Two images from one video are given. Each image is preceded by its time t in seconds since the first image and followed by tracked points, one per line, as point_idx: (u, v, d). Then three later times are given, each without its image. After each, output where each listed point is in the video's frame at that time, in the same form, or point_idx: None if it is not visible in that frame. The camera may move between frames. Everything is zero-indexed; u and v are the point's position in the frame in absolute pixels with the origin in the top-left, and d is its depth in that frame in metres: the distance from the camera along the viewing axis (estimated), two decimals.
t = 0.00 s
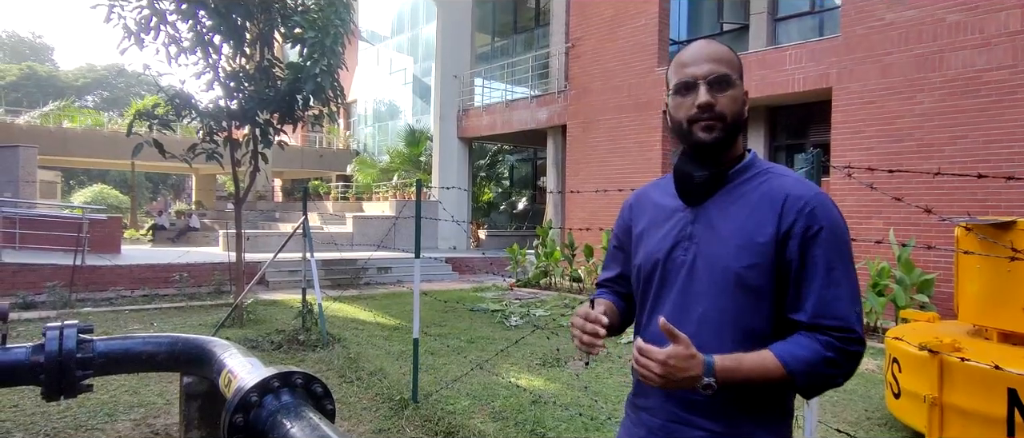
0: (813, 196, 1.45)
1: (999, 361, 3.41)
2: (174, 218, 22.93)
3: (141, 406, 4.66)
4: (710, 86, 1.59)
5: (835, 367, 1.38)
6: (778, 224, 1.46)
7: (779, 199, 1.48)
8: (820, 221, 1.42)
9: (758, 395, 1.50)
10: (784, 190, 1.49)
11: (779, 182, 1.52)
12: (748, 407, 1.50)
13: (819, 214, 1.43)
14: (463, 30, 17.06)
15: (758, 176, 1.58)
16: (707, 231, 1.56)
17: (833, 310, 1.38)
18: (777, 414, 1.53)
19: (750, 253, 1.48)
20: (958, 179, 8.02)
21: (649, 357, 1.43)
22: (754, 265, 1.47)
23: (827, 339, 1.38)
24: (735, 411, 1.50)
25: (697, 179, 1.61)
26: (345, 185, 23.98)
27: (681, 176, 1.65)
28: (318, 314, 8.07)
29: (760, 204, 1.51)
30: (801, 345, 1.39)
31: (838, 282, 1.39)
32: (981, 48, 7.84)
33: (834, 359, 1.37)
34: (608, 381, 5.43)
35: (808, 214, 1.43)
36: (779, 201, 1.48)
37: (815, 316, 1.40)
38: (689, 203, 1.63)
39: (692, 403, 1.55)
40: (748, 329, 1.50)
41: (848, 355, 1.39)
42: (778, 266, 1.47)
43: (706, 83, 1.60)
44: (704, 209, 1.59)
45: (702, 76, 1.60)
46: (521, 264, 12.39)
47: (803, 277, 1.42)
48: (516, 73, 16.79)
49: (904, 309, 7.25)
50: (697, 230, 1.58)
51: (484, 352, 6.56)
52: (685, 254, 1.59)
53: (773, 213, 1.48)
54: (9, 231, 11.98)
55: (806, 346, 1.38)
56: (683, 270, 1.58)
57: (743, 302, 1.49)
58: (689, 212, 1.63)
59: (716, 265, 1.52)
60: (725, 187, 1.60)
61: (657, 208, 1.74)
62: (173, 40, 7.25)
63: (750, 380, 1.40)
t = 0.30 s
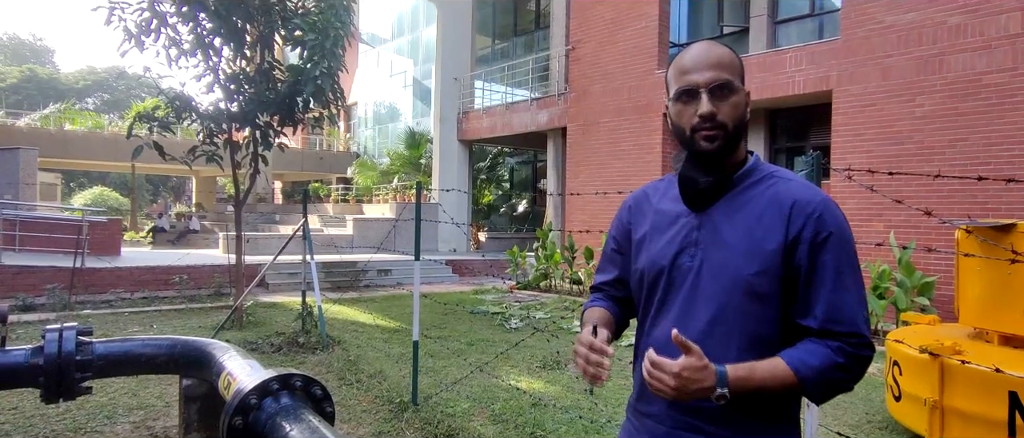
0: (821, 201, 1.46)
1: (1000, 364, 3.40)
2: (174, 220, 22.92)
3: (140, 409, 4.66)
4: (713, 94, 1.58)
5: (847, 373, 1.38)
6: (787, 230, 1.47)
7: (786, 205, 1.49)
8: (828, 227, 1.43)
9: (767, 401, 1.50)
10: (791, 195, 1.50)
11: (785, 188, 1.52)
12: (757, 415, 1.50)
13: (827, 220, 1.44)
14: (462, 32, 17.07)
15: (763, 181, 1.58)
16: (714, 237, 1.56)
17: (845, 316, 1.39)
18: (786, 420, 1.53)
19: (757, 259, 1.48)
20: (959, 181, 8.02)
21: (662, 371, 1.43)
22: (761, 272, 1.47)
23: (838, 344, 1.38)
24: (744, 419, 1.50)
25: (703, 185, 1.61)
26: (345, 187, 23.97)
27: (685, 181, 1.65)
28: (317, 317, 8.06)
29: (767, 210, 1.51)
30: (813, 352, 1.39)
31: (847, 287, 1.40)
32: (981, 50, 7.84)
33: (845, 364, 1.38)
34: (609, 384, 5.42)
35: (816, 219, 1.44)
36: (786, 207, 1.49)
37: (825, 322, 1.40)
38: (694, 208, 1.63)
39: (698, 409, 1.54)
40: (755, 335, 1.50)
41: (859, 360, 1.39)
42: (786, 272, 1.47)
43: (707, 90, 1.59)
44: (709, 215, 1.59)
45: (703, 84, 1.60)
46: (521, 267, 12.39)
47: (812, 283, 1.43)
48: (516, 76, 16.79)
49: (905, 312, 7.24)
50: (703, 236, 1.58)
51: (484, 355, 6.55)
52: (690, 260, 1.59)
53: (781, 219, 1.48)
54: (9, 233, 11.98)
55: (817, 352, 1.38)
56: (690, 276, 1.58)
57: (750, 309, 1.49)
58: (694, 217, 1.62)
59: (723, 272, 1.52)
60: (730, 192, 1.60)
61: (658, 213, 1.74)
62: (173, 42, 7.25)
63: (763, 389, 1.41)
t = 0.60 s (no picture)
0: (822, 209, 1.46)
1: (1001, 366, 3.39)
2: (174, 222, 22.91)
3: (140, 410, 4.65)
4: (708, 105, 1.57)
5: (847, 383, 1.39)
6: (787, 238, 1.47)
7: (786, 213, 1.49)
8: (828, 236, 1.42)
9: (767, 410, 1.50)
10: (792, 203, 1.49)
11: (786, 194, 1.52)
12: (757, 424, 1.50)
13: (828, 228, 1.43)
14: (462, 34, 17.09)
15: (765, 187, 1.57)
16: (713, 244, 1.57)
17: (845, 326, 1.38)
18: (787, 426, 1.54)
19: (756, 267, 1.48)
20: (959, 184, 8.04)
21: (658, 381, 1.43)
22: (761, 280, 1.47)
23: (839, 355, 1.38)
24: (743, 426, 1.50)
25: (702, 191, 1.61)
26: (345, 189, 23.96)
27: (684, 187, 1.65)
28: (317, 319, 8.05)
29: (767, 218, 1.51)
30: (813, 364, 1.38)
31: (849, 297, 1.40)
32: (981, 53, 7.85)
33: (846, 375, 1.38)
34: (609, 386, 5.42)
35: (817, 228, 1.44)
36: (786, 214, 1.49)
37: (825, 332, 1.40)
38: (693, 214, 1.63)
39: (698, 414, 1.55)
40: (754, 342, 1.50)
41: (860, 370, 1.39)
42: (786, 280, 1.47)
43: (702, 100, 1.58)
44: (709, 221, 1.59)
45: (697, 94, 1.59)
46: (521, 269, 12.38)
47: (812, 292, 1.43)
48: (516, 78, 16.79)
49: (905, 314, 7.24)
50: (703, 243, 1.58)
51: (484, 356, 6.55)
52: (690, 266, 1.59)
53: (781, 226, 1.48)
54: (8, 235, 11.97)
55: (818, 363, 1.38)
56: (689, 283, 1.59)
57: (750, 316, 1.49)
58: (693, 224, 1.62)
59: (723, 280, 1.52)
60: (730, 198, 1.60)
61: (659, 217, 1.74)
62: (174, 44, 7.25)
63: (762, 399, 1.41)
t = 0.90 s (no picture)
0: (817, 215, 1.45)
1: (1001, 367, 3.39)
2: (175, 224, 22.94)
3: (141, 412, 4.66)
4: (686, 117, 1.57)
5: (837, 391, 1.39)
6: (779, 244, 1.47)
7: (779, 219, 1.48)
8: (822, 242, 1.42)
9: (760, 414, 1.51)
10: (785, 208, 1.49)
11: (782, 199, 1.52)
12: (750, 428, 1.51)
13: (821, 236, 1.42)
14: (463, 35, 17.12)
15: (762, 190, 1.57)
16: (708, 246, 1.58)
17: (837, 336, 1.38)
18: (784, 431, 1.55)
19: (750, 270, 1.49)
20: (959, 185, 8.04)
21: (643, 383, 1.46)
22: (753, 284, 1.48)
23: (828, 364, 1.39)
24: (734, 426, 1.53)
25: (696, 194, 1.62)
26: (346, 190, 23.98)
27: (678, 189, 1.66)
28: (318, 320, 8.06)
29: (761, 222, 1.51)
30: (802, 372, 1.39)
31: (841, 305, 1.39)
32: (981, 54, 7.85)
33: (836, 383, 1.38)
34: (609, 388, 5.42)
35: (809, 235, 1.43)
36: (780, 220, 1.49)
37: (815, 340, 1.40)
38: (686, 217, 1.64)
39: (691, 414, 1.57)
40: (749, 344, 1.51)
41: (851, 380, 1.40)
42: (779, 285, 1.48)
43: (677, 114, 1.58)
44: (703, 223, 1.61)
45: (670, 109, 1.59)
46: (522, 270, 12.39)
47: (805, 299, 1.43)
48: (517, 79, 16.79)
49: (906, 315, 7.24)
50: (697, 245, 1.60)
51: (485, 358, 6.56)
52: (685, 267, 1.61)
53: (773, 231, 1.48)
54: (10, 236, 12.00)
55: (808, 371, 1.39)
56: (684, 284, 1.61)
57: (742, 320, 1.50)
58: (689, 226, 1.64)
59: (716, 282, 1.53)
60: (726, 200, 1.60)
61: (659, 218, 1.76)
62: (175, 46, 7.27)
63: (750, 405, 1.42)
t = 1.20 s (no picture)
0: (803, 213, 1.45)
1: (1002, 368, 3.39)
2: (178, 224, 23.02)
3: (144, 411, 4.67)
4: (676, 121, 1.57)
5: (820, 391, 1.38)
6: (764, 241, 1.48)
7: (766, 216, 1.49)
8: (805, 240, 1.41)
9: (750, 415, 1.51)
10: (772, 206, 1.49)
11: (771, 198, 1.52)
12: (739, 426, 1.51)
13: (806, 233, 1.42)
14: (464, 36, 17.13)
15: (754, 187, 1.58)
16: (698, 244, 1.60)
17: (819, 334, 1.38)
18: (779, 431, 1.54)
19: (736, 267, 1.50)
20: (961, 185, 8.03)
21: (626, 374, 1.50)
22: (739, 281, 1.49)
23: (812, 362, 1.38)
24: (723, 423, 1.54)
25: (685, 192, 1.64)
26: (348, 191, 23.99)
27: (670, 189, 1.68)
28: (320, 320, 8.07)
29: (748, 220, 1.52)
30: (785, 369, 1.39)
31: (825, 302, 1.39)
32: (983, 54, 7.84)
33: (820, 383, 1.38)
34: (610, 388, 5.42)
35: (794, 231, 1.43)
36: (765, 217, 1.49)
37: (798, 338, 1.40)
38: (680, 216, 1.67)
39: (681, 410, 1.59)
40: (739, 341, 1.52)
41: (835, 380, 1.39)
42: (765, 283, 1.48)
43: (665, 120, 1.59)
44: (695, 220, 1.63)
45: (663, 111, 1.59)
46: (523, 270, 12.40)
47: (789, 296, 1.43)
48: (518, 80, 16.79)
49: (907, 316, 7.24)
50: (689, 242, 1.62)
51: (486, 358, 6.57)
52: (677, 264, 1.63)
53: (759, 229, 1.49)
54: (14, 236, 12.02)
55: (790, 369, 1.39)
56: (675, 281, 1.63)
57: (729, 317, 1.52)
58: (681, 224, 1.66)
59: (705, 279, 1.55)
60: (717, 200, 1.61)
61: (658, 215, 1.79)
62: (178, 46, 7.28)
63: (731, 402, 1.43)
